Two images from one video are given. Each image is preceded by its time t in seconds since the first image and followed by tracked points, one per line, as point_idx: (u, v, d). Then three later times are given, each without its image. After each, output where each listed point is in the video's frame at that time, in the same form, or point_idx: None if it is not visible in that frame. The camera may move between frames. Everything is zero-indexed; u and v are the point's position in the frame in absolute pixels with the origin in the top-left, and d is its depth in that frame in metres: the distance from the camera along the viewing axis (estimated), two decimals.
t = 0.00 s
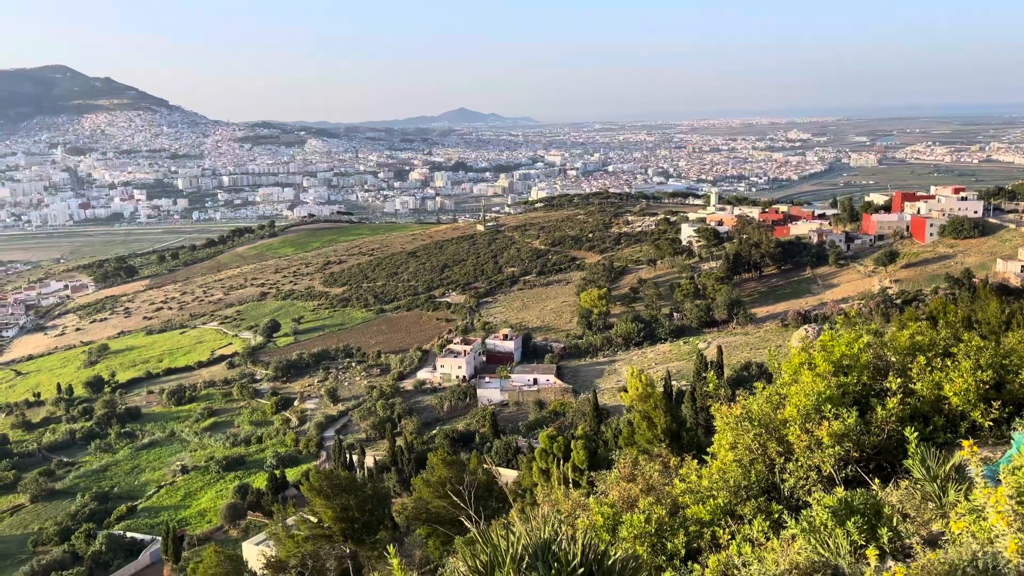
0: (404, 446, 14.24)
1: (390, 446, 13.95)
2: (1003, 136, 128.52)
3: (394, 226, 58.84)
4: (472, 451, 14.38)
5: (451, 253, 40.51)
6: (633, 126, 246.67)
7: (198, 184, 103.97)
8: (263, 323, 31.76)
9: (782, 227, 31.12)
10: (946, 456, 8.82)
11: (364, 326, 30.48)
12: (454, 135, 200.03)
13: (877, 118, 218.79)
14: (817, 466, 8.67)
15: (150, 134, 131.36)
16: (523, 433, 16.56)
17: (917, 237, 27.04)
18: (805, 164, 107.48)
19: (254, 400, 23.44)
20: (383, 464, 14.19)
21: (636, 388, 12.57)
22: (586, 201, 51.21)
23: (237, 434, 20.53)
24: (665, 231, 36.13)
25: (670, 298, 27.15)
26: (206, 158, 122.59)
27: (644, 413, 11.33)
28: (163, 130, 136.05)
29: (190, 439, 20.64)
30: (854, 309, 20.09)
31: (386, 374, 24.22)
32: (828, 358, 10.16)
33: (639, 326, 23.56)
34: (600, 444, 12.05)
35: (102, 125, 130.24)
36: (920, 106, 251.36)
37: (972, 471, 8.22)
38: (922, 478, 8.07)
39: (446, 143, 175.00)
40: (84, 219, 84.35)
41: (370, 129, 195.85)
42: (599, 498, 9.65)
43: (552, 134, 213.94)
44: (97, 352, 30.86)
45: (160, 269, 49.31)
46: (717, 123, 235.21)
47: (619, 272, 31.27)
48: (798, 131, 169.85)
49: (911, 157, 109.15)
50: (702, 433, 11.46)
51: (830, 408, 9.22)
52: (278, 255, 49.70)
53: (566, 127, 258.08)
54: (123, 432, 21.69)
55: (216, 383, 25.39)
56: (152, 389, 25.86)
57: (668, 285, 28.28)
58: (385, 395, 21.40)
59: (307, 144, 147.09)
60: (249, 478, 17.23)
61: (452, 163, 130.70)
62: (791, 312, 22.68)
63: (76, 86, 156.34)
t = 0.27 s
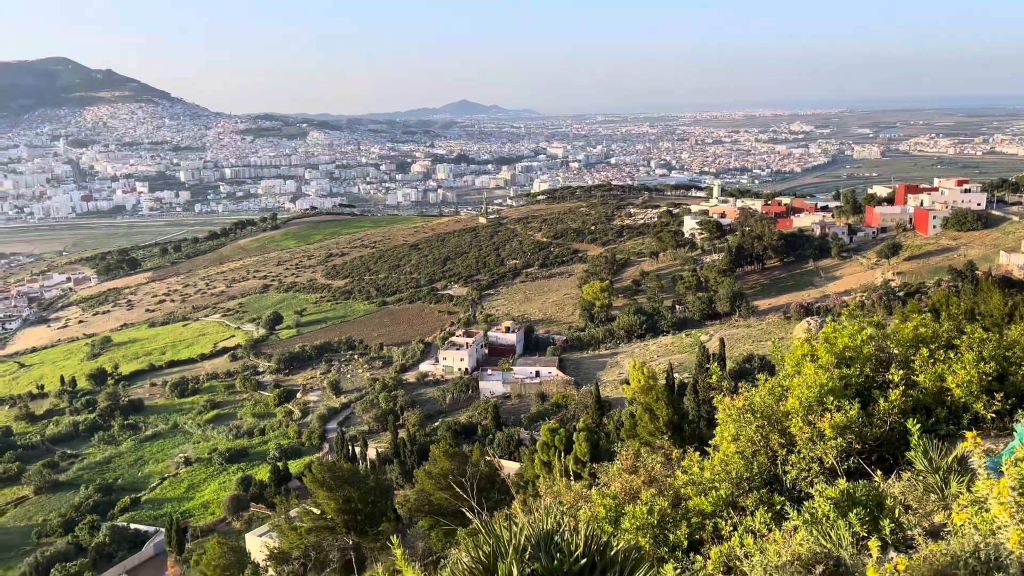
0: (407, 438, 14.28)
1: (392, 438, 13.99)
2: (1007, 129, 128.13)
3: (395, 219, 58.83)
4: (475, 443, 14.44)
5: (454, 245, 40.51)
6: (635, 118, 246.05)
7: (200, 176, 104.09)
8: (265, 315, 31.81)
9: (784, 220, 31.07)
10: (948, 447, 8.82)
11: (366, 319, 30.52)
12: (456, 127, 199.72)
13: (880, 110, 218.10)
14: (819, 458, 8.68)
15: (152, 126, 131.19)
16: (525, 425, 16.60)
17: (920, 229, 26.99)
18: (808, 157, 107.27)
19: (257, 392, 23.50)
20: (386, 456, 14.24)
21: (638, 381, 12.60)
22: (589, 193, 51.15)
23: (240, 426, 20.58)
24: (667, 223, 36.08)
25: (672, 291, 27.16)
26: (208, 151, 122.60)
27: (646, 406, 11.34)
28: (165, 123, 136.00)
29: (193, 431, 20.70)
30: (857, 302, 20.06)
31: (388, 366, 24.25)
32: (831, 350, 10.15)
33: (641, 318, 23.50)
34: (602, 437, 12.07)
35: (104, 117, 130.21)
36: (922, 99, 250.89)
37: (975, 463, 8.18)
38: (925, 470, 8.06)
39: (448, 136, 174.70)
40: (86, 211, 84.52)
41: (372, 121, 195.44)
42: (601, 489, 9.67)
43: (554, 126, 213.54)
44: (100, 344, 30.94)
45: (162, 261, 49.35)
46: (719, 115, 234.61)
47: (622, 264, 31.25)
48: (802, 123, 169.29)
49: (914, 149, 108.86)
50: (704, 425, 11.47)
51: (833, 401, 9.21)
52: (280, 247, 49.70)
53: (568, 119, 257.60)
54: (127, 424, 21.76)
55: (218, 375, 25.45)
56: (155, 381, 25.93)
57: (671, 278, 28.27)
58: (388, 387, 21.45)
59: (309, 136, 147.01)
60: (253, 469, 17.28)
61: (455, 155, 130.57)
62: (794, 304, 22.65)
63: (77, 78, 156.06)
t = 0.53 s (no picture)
0: (409, 430, 14.32)
1: (395, 430, 14.03)
2: (1011, 121, 127.64)
3: (398, 211, 58.81)
4: (477, 435, 14.48)
5: (456, 238, 40.50)
6: (637, 110, 245.39)
7: (203, 169, 104.18)
8: (268, 308, 31.86)
9: (787, 213, 31.03)
10: (950, 440, 8.82)
11: (369, 311, 30.56)
12: (458, 120, 199.40)
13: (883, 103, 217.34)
14: (822, 450, 8.69)
15: (154, 118, 131.00)
16: (527, 417, 16.65)
17: (923, 222, 26.95)
18: (811, 149, 107.04)
19: (260, 385, 23.57)
20: (388, 448, 14.30)
21: (640, 374, 12.61)
22: (591, 185, 51.09)
23: (243, 419, 20.63)
24: (670, 216, 36.05)
25: (675, 284, 27.16)
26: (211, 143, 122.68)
27: (648, 398, 11.36)
28: (168, 115, 135.99)
29: (196, 423, 20.75)
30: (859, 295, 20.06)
31: (390, 359, 24.30)
32: (834, 343, 10.12)
33: (643, 312, 23.52)
34: (604, 429, 12.10)
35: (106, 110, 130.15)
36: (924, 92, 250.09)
37: (977, 455, 8.18)
38: (927, 462, 8.05)
39: (451, 128, 174.45)
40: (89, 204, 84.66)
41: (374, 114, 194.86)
42: (603, 482, 9.67)
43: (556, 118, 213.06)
44: (103, 337, 31.02)
45: (165, 254, 49.38)
46: (722, 107, 233.93)
47: (624, 257, 31.25)
48: (805, 116, 168.70)
49: (918, 141, 108.54)
50: (706, 418, 11.49)
51: (835, 393, 9.21)
52: (282, 240, 49.68)
53: (570, 112, 257.10)
54: (130, 416, 21.83)
55: (221, 368, 25.52)
56: (158, 373, 26.00)
57: (673, 271, 28.26)
58: (390, 380, 21.51)
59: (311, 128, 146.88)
60: (256, 462, 17.33)
61: (457, 148, 130.37)
62: (796, 297, 22.65)
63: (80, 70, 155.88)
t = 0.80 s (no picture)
0: (412, 423, 14.37)
1: (398, 423, 14.07)
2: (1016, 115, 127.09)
3: (401, 205, 58.79)
4: (479, 428, 14.51)
5: (459, 231, 40.49)
6: (641, 103, 244.80)
7: (205, 161, 104.24)
8: (271, 301, 31.90)
9: (790, 206, 30.98)
10: (953, 433, 8.80)
11: (372, 304, 30.60)
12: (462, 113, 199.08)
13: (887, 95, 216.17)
14: (824, 444, 8.68)
15: (157, 111, 131.00)
16: (529, 410, 16.69)
17: (927, 216, 26.90)
18: (815, 142, 106.71)
19: (263, 377, 23.62)
20: (391, 441, 14.34)
21: (643, 367, 12.61)
22: (594, 179, 51.01)
23: (246, 411, 20.67)
24: (673, 209, 35.99)
25: (678, 277, 27.15)
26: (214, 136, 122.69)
27: (650, 392, 11.36)
28: (171, 108, 136.01)
29: (200, 415, 20.81)
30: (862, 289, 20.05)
31: (393, 352, 24.33)
32: (837, 336, 10.08)
33: (646, 305, 23.53)
34: (606, 423, 12.12)
35: (109, 103, 130.16)
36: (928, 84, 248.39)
37: (980, 449, 8.17)
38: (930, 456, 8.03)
39: (454, 121, 174.19)
40: (93, 196, 84.77)
41: (377, 106, 194.46)
42: (606, 475, 9.69)
43: (559, 111, 212.47)
44: (106, 330, 31.09)
45: (168, 247, 49.46)
46: (726, 100, 233.18)
47: (627, 251, 31.24)
48: (809, 109, 168.15)
49: (923, 135, 108.13)
50: (708, 412, 11.50)
51: (838, 386, 9.18)
52: (285, 233, 49.74)
53: (574, 105, 256.15)
54: (134, 409, 21.90)
55: (225, 361, 25.57)
56: (162, 366, 26.07)
57: (676, 264, 28.24)
58: (393, 372, 21.55)
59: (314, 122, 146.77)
60: (259, 454, 17.39)
61: (460, 141, 130.20)
62: (799, 291, 22.63)
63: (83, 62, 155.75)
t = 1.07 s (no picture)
0: (415, 416, 14.40)
1: (401, 417, 14.10)
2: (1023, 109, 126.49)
3: (405, 198, 58.76)
4: (483, 422, 14.56)
5: (463, 225, 40.47)
6: (645, 97, 244.05)
7: (210, 154, 104.31)
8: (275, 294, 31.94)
9: (795, 200, 30.91)
10: (958, 428, 8.78)
11: (376, 298, 30.63)
12: (466, 106, 198.75)
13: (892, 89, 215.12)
14: (828, 438, 8.68)
15: (161, 104, 131.01)
16: (533, 404, 16.73)
17: (932, 210, 26.83)
18: (820, 136, 106.36)
19: (267, 370, 23.68)
20: (395, 434, 14.39)
21: (646, 361, 12.60)
22: (599, 172, 50.92)
23: (251, 404, 20.73)
24: (677, 203, 35.92)
25: (681, 271, 27.12)
26: (218, 129, 122.72)
27: (654, 386, 11.37)
28: (175, 101, 136.03)
29: (204, 408, 20.88)
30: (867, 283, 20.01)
31: (397, 345, 24.35)
32: (842, 330, 10.05)
33: (650, 299, 23.52)
34: (609, 417, 12.14)
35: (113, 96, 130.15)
36: (934, 78, 246.94)
37: (984, 444, 8.15)
38: (934, 451, 8.00)
39: (458, 115, 173.97)
40: (97, 189, 84.89)
41: (381, 99, 193.96)
42: (609, 469, 9.70)
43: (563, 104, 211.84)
44: (111, 322, 31.17)
45: (172, 240, 49.54)
46: (730, 94, 232.29)
47: (631, 245, 31.21)
48: (815, 103, 167.52)
49: (929, 128, 107.69)
50: (712, 406, 11.51)
51: (842, 381, 9.17)
52: (289, 227, 49.77)
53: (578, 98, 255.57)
54: (138, 401, 21.97)
55: (229, 354, 25.63)
56: (166, 359, 26.14)
57: (680, 258, 28.22)
58: (397, 366, 21.60)
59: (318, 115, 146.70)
60: (263, 447, 17.45)
61: (464, 135, 129.99)
62: (803, 285, 22.60)
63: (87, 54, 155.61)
